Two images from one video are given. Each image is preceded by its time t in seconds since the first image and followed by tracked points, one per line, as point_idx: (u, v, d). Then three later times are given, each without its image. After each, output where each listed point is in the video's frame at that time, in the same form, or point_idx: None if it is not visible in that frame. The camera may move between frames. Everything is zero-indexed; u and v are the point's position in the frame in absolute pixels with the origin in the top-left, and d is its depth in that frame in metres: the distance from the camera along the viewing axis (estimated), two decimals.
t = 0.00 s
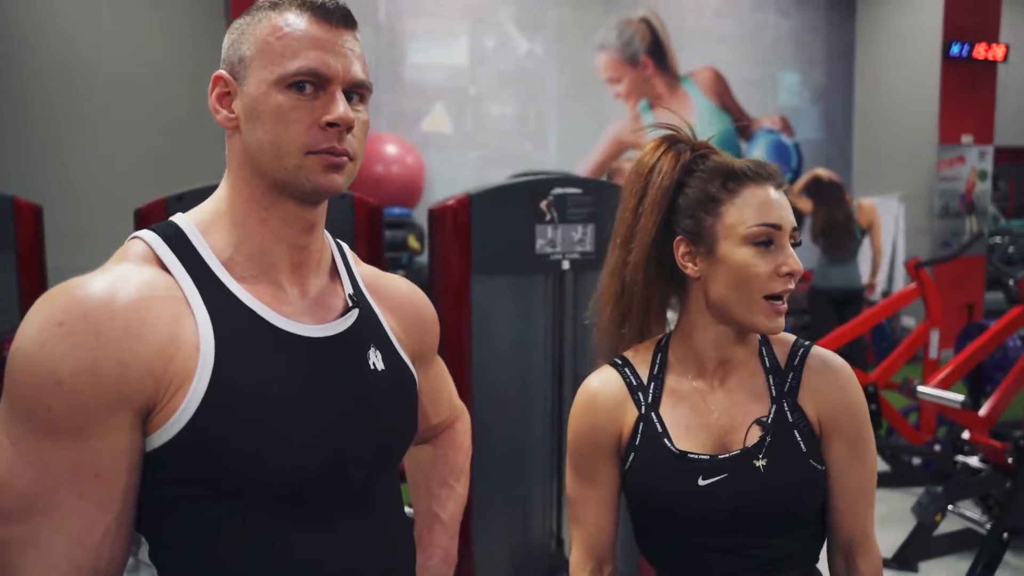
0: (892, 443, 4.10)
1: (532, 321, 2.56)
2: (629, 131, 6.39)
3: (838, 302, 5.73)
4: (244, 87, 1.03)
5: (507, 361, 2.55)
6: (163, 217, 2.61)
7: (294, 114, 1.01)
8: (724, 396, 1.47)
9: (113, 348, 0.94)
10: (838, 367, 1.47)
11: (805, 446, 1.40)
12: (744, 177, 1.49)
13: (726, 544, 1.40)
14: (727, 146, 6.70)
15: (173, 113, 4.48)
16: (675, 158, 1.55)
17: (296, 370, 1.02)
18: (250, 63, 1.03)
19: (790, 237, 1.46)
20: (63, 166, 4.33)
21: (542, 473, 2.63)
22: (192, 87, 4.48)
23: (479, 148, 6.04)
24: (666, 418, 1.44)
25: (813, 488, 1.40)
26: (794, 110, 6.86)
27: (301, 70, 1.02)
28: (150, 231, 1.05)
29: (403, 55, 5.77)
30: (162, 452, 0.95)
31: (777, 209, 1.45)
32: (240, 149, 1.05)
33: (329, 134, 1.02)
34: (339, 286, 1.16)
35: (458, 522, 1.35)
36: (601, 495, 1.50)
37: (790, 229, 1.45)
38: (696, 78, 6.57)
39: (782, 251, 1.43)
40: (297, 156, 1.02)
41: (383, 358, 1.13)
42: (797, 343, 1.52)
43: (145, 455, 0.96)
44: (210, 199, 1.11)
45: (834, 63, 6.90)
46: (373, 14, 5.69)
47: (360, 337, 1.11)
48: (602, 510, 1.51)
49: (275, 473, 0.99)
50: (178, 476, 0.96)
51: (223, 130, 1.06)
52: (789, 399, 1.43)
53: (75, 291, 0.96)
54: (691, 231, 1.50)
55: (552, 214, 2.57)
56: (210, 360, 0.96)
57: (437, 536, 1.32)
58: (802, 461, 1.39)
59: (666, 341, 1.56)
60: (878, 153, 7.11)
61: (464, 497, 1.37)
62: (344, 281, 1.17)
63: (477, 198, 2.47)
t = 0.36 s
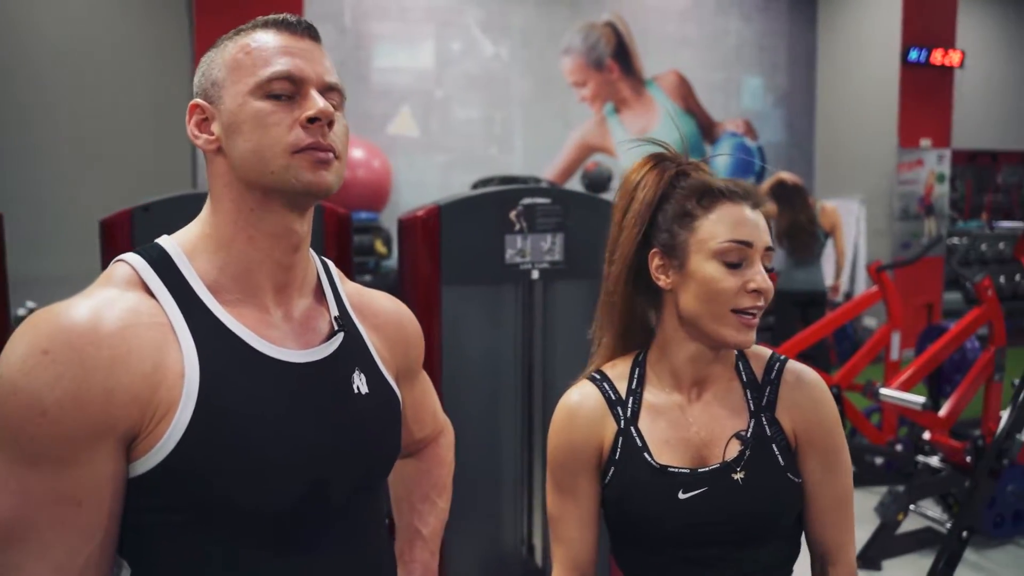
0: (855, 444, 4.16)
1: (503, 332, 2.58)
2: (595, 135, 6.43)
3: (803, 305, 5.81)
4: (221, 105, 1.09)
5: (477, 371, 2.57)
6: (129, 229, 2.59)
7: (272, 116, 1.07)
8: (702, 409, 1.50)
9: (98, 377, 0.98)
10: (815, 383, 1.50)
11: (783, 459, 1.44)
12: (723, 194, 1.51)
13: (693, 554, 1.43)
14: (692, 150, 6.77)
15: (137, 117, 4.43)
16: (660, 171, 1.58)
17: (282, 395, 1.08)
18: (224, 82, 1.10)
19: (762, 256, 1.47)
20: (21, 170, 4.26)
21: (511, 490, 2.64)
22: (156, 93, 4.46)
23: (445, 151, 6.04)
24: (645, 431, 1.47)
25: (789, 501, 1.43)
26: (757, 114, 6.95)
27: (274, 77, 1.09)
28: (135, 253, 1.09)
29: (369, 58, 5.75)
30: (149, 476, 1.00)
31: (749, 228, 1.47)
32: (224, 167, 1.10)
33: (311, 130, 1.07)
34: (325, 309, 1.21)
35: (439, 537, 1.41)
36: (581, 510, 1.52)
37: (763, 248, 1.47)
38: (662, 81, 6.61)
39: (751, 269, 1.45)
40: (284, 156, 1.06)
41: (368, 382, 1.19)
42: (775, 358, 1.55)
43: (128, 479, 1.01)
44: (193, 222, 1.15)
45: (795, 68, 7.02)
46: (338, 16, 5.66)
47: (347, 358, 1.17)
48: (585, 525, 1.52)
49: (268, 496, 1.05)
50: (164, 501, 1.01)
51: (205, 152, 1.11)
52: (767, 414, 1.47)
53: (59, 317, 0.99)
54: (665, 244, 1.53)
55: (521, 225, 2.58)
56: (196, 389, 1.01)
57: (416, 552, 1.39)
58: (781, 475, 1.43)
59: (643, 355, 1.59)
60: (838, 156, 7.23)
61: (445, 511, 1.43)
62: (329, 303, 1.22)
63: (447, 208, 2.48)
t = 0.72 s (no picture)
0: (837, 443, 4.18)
1: (490, 335, 2.58)
2: (578, 137, 6.44)
3: (785, 306, 5.84)
4: (247, 136, 1.08)
5: (465, 372, 2.57)
6: (114, 231, 2.56)
7: (295, 176, 1.07)
8: (681, 418, 1.48)
9: (95, 383, 0.97)
10: (792, 387, 1.47)
11: (763, 467, 1.41)
12: (652, 209, 1.51)
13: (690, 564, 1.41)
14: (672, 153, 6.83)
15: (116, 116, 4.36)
16: (599, 194, 1.60)
17: (280, 403, 1.08)
18: (255, 112, 1.08)
19: (699, 264, 1.45)
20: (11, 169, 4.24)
21: (500, 490, 2.65)
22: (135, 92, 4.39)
23: (427, 153, 6.02)
24: (626, 445, 1.46)
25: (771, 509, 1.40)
26: (739, 116, 7.02)
27: (306, 136, 1.08)
28: (132, 260, 1.08)
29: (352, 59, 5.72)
30: (146, 482, 1.00)
31: (679, 239, 1.46)
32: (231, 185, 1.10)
33: (323, 203, 1.09)
34: (320, 317, 1.22)
35: (435, 548, 1.43)
36: (568, 522, 1.52)
37: (696, 257, 1.45)
38: (644, 83, 6.64)
39: (683, 281, 1.44)
40: (292, 222, 1.09)
41: (362, 392, 1.19)
42: (754, 364, 1.52)
43: (125, 486, 1.00)
44: (198, 228, 1.16)
45: (775, 70, 7.09)
46: (320, 18, 5.65)
47: (342, 367, 1.18)
48: (571, 535, 1.53)
49: (261, 506, 1.05)
50: (160, 508, 1.01)
51: (219, 166, 1.11)
52: (748, 421, 1.44)
53: (54, 323, 0.98)
54: (611, 265, 1.55)
55: (509, 229, 2.58)
56: (191, 395, 1.01)
57: (415, 563, 1.40)
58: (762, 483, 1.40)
59: (624, 367, 1.58)
60: (819, 156, 7.28)
61: (440, 522, 1.45)
62: (324, 313, 1.23)
63: (435, 212, 2.48)
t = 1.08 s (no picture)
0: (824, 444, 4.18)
1: (484, 341, 2.58)
2: (562, 138, 6.46)
3: (770, 306, 5.89)
4: (252, 129, 1.11)
5: (458, 375, 2.57)
6: (104, 236, 2.47)
7: (311, 155, 1.10)
8: (671, 431, 1.43)
9: (116, 397, 1.00)
10: (784, 399, 1.41)
11: (752, 481, 1.37)
12: (620, 222, 1.48)
13: None
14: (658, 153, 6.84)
15: (100, 118, 4.30)
16: (570, 215, 1.58)
17: (298, 418, 1.10)
18: (257, 106, 1.11)
19: (674, 270, 1.43)
20: None
21: (495, 494, 2.65)
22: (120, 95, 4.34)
23: (413, 154, 6.00)
24: (616, 456, 1.42)
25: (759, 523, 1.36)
26: (723, 117, 7.05)
27: (311, 115, 1.10)
28: (150, 270, 1.11)
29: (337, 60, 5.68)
30: (166, 497, 1.01)
31: (649, 249, 1.44)
32: (248, 193, 1.12)
33: (346, 175, 1.11)
34: (336, 326, 1.25)
35: (442, 552, 1.43)
36: (559, 531, 1.49)
37: (669, 263, 1.42)
38: (629, 84, 6.66)
39: (660, 289, 1.42)
40: (316, 198, 1.10)
41: (379, 403, 1.22)
42: (748, 372, 1.46)
43: (142, 502, 1.02)
44: (211, 235, 1.17)
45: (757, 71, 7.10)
46: (305, 18, 5.60)
47: (360, 378, 1.21)
48: (562, 544, 1.49)
49: (282, 518, 1.07)
50: (179, 524, 1.02)
51: (227, 173, 1.13)
52: (737, 434, 1.39)
53: (75, 335, 1.01)
54: (591, 283, 1.53)
55: (504, 231, 2.57)
56: (212, 411, 1.03)
57: (421, 568, 1.40)
58: (749, 497, 1.36)
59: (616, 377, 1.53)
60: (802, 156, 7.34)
61: (446, 527, 1.45)
62: (341, 323, 1.26)
63: (429, 217, 2.46)
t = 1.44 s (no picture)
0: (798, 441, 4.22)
1: (466, 340, 2.58)
2: (536, 139, 6.48)
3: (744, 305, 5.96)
4: (262, 143, 1.09)
5: (440, 373, 2.56)
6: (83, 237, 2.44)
7: (318, 182, 1.09)
8: (658, 431, 1.44)
9: (111, 396, 0.97)
10: (768, 401, 1.42)
11: (738, 480, 1.38)
12: (599, 226, 1.49)
13: None
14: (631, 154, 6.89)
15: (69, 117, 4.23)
16: (557, 217, 1.59)
17: (295, 415, 1.10)
18: (271, 119, 1.09)
19: (650, 273, 1.43)
20: None
21: (478, 493, 2.66)
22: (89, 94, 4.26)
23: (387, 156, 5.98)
24: (604, 456, 1.43)
25: (746, 522, 1.37)
26: (694, 118, 7.09)
27: (325, 142, 1.09)
28: (141, 270, 1.09)
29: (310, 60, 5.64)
30: (164, 496, 1.00)
31: (624, 252, 1.44)
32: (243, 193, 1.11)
33: (346, 208, 1.10)
34: (328, 323, 1.25)
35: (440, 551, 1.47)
36: (547, 531, 1.48)
37: (644, 267, 1.43)
38: (601, 85, 6.70)
39: (634, 291, 1.43)
40: (311, 228, 1.10)
41: (374, 397, 1.22)
42: (733, 373, 1.47)
43: (140, 500, 1.01)
44: (207, 237, 1.16)
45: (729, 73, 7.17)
46: (277, 17, 5.54)
47: (353, 374, 1.21)
48: (549, 543, 1.49)
49: (280, 517, 1.06)
50: (178, 522, 1.01)
51: (229, 176, 1.12)
52: (723, 434, 1.40)
53: (67, 336, 0.98)
54: (574, 284, 1.55)
55: (487, 232, 2.58)
56: (209, 409, 1.01)
57: (421, 566, 1.45)
58: (736, 497, 1.37)
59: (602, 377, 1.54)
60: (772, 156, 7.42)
61: (443, 526, 1.49)
62: (333, 320, 1.26)
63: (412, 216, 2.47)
